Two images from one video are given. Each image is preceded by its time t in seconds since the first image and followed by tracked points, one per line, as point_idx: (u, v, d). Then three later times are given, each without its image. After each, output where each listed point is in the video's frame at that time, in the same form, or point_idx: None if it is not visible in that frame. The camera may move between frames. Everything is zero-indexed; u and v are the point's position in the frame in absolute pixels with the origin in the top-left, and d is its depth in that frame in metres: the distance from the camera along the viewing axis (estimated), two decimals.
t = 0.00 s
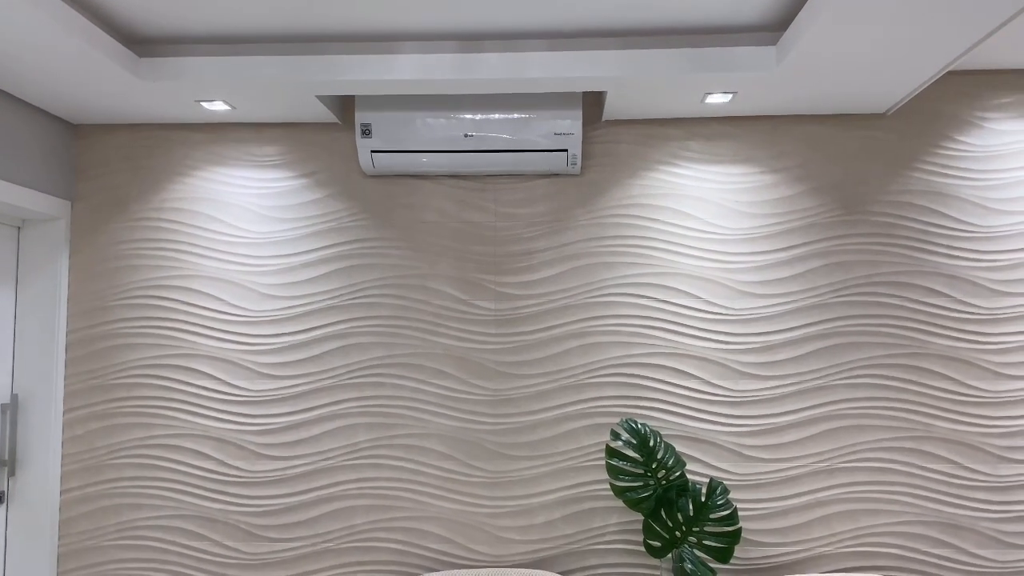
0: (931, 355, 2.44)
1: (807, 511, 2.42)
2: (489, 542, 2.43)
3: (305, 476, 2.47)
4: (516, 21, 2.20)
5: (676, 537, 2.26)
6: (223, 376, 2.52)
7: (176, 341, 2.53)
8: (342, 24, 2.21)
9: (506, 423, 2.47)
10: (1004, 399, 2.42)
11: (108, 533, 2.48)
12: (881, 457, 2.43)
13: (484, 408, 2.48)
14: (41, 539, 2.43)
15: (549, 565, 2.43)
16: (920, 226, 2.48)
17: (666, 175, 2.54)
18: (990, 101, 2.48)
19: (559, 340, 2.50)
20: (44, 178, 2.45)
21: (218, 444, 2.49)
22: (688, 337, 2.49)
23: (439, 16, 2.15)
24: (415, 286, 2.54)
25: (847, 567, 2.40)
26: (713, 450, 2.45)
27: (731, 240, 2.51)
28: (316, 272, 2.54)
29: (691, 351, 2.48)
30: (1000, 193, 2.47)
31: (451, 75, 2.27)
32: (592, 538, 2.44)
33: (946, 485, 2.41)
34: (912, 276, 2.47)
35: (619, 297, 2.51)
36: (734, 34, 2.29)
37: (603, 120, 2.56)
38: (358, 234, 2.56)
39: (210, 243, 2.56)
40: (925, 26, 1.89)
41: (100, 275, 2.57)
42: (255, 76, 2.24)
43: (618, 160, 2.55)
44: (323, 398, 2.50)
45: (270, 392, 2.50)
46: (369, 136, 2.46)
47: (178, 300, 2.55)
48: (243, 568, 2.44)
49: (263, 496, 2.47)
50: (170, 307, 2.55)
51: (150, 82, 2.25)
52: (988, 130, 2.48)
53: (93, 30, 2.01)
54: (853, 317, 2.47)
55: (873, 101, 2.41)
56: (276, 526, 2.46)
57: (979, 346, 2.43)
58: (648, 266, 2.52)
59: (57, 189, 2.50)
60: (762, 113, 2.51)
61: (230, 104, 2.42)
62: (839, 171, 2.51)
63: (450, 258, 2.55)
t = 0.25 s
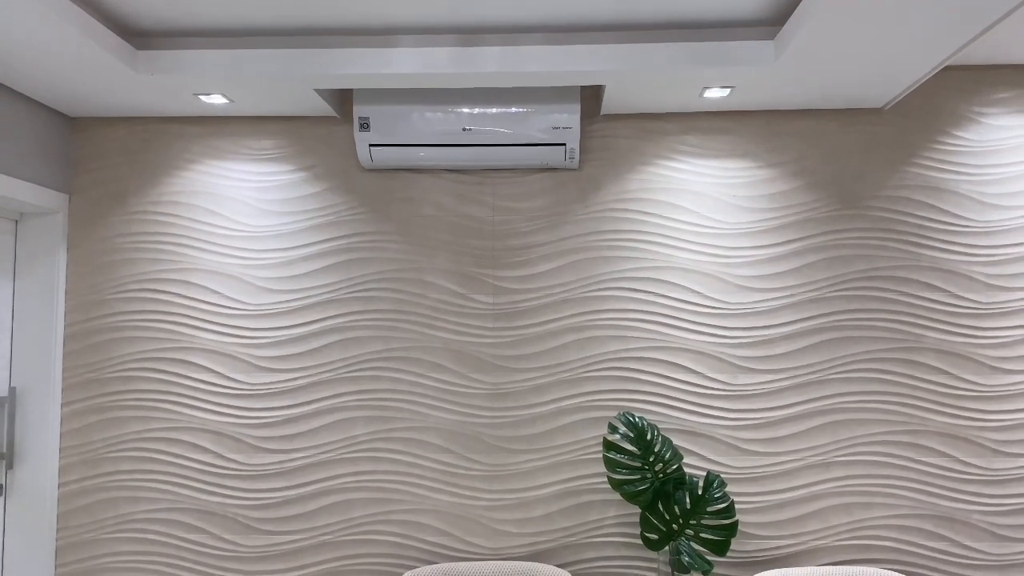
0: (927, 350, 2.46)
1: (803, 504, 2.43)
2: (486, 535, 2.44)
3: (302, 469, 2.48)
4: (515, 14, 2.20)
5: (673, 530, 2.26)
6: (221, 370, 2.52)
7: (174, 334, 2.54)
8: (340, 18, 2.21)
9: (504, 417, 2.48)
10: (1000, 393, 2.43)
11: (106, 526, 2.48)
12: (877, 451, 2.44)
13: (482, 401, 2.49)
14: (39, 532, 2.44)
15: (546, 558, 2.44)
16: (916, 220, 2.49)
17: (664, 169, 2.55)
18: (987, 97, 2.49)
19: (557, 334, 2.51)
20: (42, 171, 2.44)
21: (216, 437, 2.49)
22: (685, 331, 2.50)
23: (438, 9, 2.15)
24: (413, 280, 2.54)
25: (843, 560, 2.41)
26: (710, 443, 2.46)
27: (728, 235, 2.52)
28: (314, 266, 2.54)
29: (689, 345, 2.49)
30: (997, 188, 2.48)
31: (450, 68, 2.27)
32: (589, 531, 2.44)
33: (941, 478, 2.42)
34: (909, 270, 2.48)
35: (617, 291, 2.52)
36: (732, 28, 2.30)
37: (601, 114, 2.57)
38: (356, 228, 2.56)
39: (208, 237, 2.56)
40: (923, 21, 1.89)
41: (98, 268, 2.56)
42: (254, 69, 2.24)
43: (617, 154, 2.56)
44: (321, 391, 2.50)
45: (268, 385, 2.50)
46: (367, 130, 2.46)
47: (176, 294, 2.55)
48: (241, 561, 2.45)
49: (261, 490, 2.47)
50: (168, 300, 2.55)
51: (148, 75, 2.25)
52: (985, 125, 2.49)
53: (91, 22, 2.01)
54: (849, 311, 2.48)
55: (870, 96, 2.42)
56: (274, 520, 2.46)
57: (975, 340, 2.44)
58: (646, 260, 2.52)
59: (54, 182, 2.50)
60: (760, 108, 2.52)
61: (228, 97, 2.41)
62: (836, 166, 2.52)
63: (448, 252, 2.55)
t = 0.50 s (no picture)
0: (922, 342, 2.46)
1: (798, 495, 2.44)
2: (482, 528, 2.45)
3: (299, 462, 2.48)
4: (510, 7, 2.19)
5: (668, 522, 2.27)
6: (217, 363, 2.52)
7: (170, 327, 2.53)
8: (335, 10, 2.20)
9: (500, 410, 2.48)
10: (993, 384, 2.44)
11: (103, 519, 2.48)
12: (871, 442, 2.46)
13: (478, 394, 2.49)
14: (35, 525, 2.44)
15: (542, 550, 2.44)
16: (911, 213, 2.50)
17: (660, 162, 2.55)
18: (982, 90, 2.50)
19: (553, 327, 2.51)
20: (35, 164, 2.43)
21: (212, 431, 2.49)
22: (680, 324, 2.50)
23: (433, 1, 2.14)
24: (409, 274, 2.54)
25: (837, 551, 2.43)
26: (705, 435, 2.47)
27: (723, 228, 2.52)
28: (309, 260, 2.54)
29: (684, 338, 2.49)
30: (991, 181, 2.48)
31: (445, 61, 2.26)
32: (585, 523, 2.45)
33: (935, 469, 2.44)
34: (903, 263, 2.48)
35: (612, 284, 2.52)
36: (727, 21, 2.29)
37: (596, 107, 2.56)
38: (351, 221, 2.55)
39: (203, 230, 2.56)
40: (918, 13, 1.89)
41: (92, 262, 2.56)
42: (248, 62, 2.23)
43: (612, 147, 2.56)
44: (317, 385, 2.50)
45: (263, 378, 2.50)
46: (362, 123, 2.45)
47: (171, 287, 2.55)
48: (237, 554, 2.45)
49: (257, 483, 2.47)
50: (163, 294, 2.55)
51: (142, 68, 2.24)
52: (979, 118, 2.50)
53: (84, 14, 2.00)
54: (844, 304, 2.49)
55: (865, 89, 2.42)
56: (270, 513, 2.46)
57: (969, 332, 2.45)
58: (641, 253, 2.52)
59: (48, 175, 2.49)
60: (755, 101, 2.52)
61: (223, 90, 2.40)
62: (831, 159, 2.52)
63: (443, 245, 2.55)
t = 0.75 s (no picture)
0: (914, 332, 2.48)
1: (791, 485, 2.46)
2: (479, 520, 2.46)
3: (294, 456, 2.48)
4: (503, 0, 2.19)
5: (663, 512, 2.28)
6: (211, 358, 2.52)
7: (164, 323, 2.53)
8: (327, 3, 2.19)
9: (495, 402, 2.49)
10: (985, 374, 2.46)
11: (99, 515, 2.48)
12: (864, 432, 2.47)
13: (473, 387, 2.50)
14: (31, 522, 2.44)
15: (538, 542, 2.46)
16: (903, 204, 2.51)
17: (653, 154, 2.55)
18: (972, 81, 2.51)
19: (547, 320, 2.52)
20: (27, 160, 2.42)
21: (207, 426, 2.50)
22: (674, 316, 2.51)
23: None
24: (403, 267, 2.54)
25: (831, 540, 2.45)
26: (699, 426, 2.48)
27: (716, 220, 2.53)
28: (303, 254, 2.54)
29: (678, 330, 2.51)
30: (982, 171, 2.50)
31: (438, 55, 2.26)
32: (580, 514, 2.47)
33: (927, 458, 2.46)
34: (895, 254, 2.50)
35: (606, 277, 2.53)
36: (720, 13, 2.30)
37: (589, 100, 2.56)
38: (345, 215, 2.55)
39: (196, 225, 2.55)
40: (908, 5, 1.90)
41: (85, 257, 2.55)
42: (240, 56, 2.23)
43: (605, 140, 2.56)
44: (312, 379, 2.51)
45: (258, 373, 2.50)
46: (355, 117, 2.45)
47: (165, 282, 2.54)
48: (234, 549, 2.46)
49: (253, 477, 2.48)
50: (157, 289, 2.54)
51: (134, 63, 2.23)
52: (970, 109, 2.51)
53: (75, 9, 1.99)
54: (837, 295, 2.50)
55: (857, 80, 2.43)
56: (266, 507, 2.47)
57: (961, 322, 2.47)
58: (635, 245, 2.53)
59: (39, 170, 2.48)
60: (748, 93, 2.52)
61: (215, 84, 2.40)
62: (824, 151, 2.53)
63: (437, 238, 2.55)
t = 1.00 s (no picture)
0: (900, 317, 2.51)
1: (781, 470, 2.49)
2: (472, 508, 2.48)
3: (288, 448, 2.50)
4: None
5: (654, 498, 2.30)
6: (203, 351, 2.52)
7: (155, 316, 2.53)
8: None
9: (487, 392, 2.51)
10: (970, 358, 2.50)
11: (93, 508, 2.49)
12: (852, 416, 2.50)
13: (465, 377, 2.51)
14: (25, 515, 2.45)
15: (531, 529, 2.48)
16: (889, 190, 2.53)
17: (642, 143, 2.57)
18: (957, 68, 2.53)
19: (538, 309, 2.54)
20: (14, 154, 2.41)
21: (200, 418, 2.50)
22: (663, 304, 2.53)
23: None
24: (394, 258, 2.55)
25: (819, 522, 2.48)
26: (689, 413, 2.51)
27: (704, 208, 2.55)
28: (294, 246, 2.54)
29: (667, 317, 2.53)
30: (966, 158, 2.52)
31: (426, 45, 2.26)
32: (573, 501, 2.49)
33: (913, 441, 2.49)
34: (882, 240, 2.53)
35: (596, 266, 2.55)
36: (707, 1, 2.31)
37: (578, 90, 2.57)
38: (335, 207, 2.56)
39: (186, 218, 2.55)
40: None
41: (75, 251, 2.55)
42: (227, 48, 2.22)
43: (594, 129, 2.57)
44: (304, 371, 2.51)
45: (251, 365, 2.51)
46: (344, 108, 2.45)
47: (156, 276, 2.54)
48: (228, 540, 2.47)
49: (247, 469, 2.49)
50: (148, 283, 2.54)
51: (120, 55, 2.22)
52: (955, 96, 2.53)
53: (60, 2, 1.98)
54: (824, 281, 2.52)
55: (843, 69, 2.44)
56: (260, 498, 2.48)
57: (946, 307, 2.50)
58: (624, 234, 2.55)
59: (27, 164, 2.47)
60: (735, 82, 2.53)
61: (203, 76, 2.39)
62: (810, 138, 2.55)
63: (428, 229, 2.56)
